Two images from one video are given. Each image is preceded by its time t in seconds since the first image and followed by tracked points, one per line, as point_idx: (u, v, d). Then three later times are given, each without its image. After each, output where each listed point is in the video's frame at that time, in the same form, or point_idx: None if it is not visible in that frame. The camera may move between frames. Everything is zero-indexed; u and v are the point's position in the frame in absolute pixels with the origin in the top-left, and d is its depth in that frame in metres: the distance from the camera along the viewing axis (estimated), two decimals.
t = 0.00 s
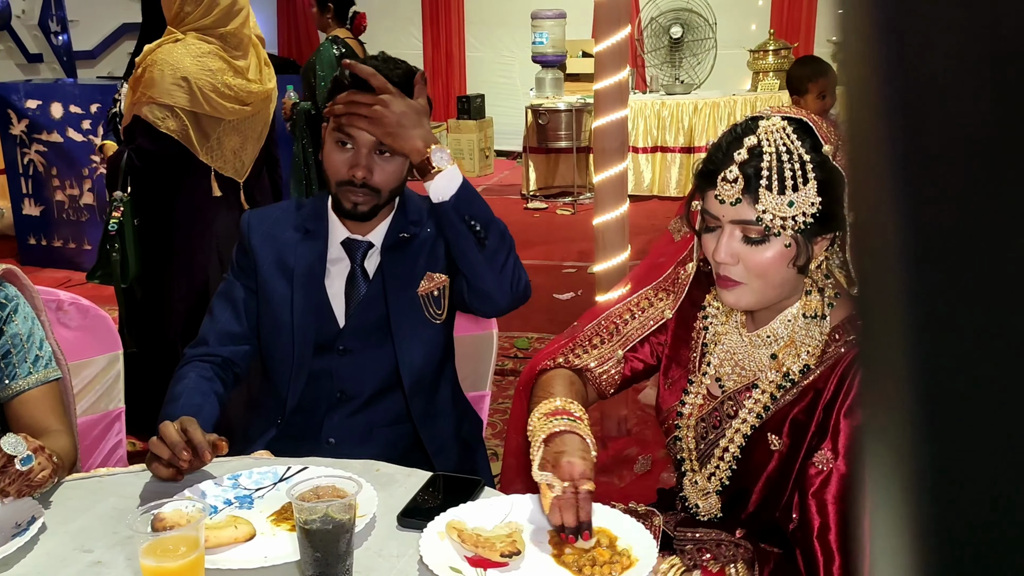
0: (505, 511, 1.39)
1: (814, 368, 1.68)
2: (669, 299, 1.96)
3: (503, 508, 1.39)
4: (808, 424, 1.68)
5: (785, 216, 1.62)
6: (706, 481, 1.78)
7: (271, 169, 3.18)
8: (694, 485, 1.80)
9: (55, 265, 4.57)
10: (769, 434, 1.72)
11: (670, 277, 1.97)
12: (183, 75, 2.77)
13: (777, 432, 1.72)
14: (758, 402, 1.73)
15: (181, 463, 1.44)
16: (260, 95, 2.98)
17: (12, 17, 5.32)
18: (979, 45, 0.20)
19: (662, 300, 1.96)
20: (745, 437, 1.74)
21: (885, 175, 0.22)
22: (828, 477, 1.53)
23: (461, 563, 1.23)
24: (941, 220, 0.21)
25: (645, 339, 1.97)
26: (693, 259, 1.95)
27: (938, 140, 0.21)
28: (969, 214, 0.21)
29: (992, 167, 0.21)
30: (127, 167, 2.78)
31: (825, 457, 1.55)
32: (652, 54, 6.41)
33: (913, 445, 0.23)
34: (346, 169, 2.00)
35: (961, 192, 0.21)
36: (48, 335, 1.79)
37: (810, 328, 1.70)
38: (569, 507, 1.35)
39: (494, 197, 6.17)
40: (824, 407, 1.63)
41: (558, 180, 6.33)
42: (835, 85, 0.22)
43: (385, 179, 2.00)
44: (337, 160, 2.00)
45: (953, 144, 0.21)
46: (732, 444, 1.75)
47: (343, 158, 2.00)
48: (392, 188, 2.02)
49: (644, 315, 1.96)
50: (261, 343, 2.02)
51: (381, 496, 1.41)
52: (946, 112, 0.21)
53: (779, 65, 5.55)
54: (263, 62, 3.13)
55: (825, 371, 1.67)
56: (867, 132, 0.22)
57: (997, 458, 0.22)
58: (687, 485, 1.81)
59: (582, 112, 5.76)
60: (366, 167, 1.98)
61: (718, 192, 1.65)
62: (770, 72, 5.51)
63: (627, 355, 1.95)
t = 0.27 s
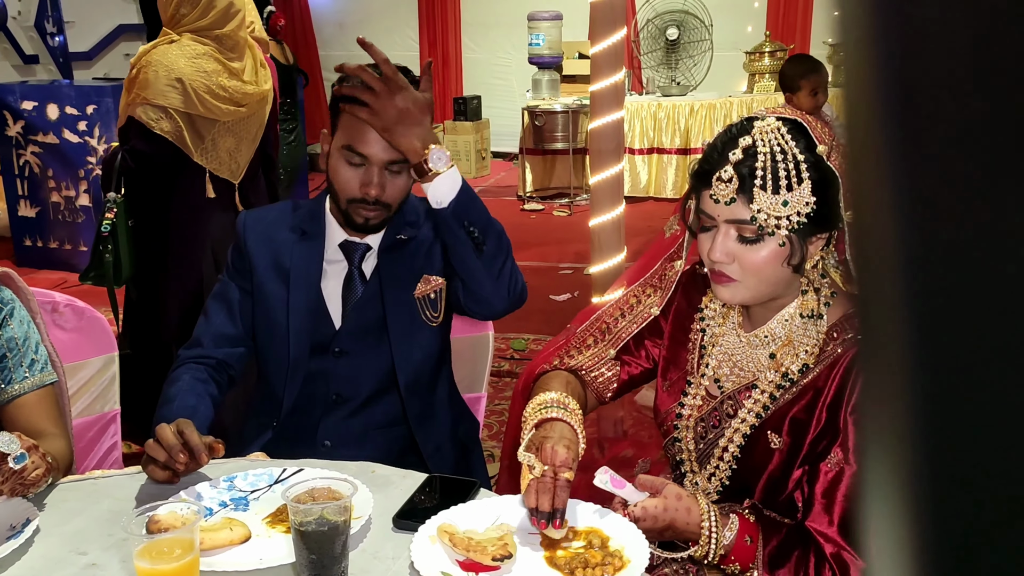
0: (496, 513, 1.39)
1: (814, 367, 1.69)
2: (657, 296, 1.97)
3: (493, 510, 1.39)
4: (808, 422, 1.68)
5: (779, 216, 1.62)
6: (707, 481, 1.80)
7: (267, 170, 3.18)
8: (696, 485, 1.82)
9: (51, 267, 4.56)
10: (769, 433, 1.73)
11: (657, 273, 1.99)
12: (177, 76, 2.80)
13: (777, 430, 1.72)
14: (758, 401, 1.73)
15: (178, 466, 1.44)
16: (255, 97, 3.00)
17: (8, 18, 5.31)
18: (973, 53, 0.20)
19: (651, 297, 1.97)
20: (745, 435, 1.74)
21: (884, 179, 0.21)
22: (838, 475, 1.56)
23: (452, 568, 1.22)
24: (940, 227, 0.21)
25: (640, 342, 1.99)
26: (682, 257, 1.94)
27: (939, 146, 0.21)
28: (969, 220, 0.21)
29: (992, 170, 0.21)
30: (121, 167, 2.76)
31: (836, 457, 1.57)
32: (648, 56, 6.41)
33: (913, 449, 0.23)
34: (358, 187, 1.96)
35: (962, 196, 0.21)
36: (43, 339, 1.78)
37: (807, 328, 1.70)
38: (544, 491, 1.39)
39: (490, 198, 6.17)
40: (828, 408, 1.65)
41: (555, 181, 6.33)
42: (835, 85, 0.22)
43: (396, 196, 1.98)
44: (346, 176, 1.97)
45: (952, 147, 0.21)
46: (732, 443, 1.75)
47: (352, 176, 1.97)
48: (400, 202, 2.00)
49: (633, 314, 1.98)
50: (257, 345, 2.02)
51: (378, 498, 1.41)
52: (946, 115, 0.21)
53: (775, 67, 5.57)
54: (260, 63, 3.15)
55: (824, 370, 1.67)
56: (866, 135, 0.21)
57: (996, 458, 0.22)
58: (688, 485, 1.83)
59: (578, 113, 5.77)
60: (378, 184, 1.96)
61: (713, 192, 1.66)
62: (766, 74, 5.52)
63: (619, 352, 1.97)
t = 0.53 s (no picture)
0: (478, 520, 1.35)
1: (812, 368, 1.69)
2: (649, 296, 1.96)
3: (475, 517, 1.36)
4: (803, 424, 1.68)
5: (778, 216, 1.62)
6: (702, 484, 1.80)
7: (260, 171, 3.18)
8: (691, 487, 1.82)
9: (44, 268, 4.54)
10: (766, 435, 1.72)
11: (651, 272, 1.99)
12: (168, 76, 2.82)
13: (774, 433, 1.71)
14: (754, 404, 1.73)
15: (173, 467, 1.43)
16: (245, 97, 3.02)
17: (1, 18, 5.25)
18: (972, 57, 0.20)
19: (643, 297, 1.96)
20: (741, 439, 1.74)
21: (884, 183, 0.21)
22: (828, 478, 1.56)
23: None
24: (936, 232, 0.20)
25: (635, 342, 1.98)
26: (677, 258, 1.94)
27: (938, 154, 0.20)
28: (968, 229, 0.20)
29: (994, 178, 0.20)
30: (110, 169, 2.73)
31: (828, 458, 1.56)
32: (644, 56, 6.42)
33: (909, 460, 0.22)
34: (376, 180, 2.00)
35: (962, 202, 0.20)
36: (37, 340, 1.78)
37: (803, 330, 1.70)
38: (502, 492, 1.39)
39: (485, 199, 6.17)
40: (824, 409, 1.65)
41: (550, 182, 6.33)
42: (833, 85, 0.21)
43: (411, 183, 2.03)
44: (361, 171, 2.00)
45: (953, 154, 0.20)
46: (728, 446, 1.75)
47: (367, 169, 2.00)
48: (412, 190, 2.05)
49: (625, 314, 1.97)
50: (252, 347, 2.00)
51: (372, 500, 1.41)
52: (943, 117, 0.20)
53: (770, 68, 5.58)
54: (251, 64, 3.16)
55: (821, 372, 1.67)
56: (862, 135, 0.20)
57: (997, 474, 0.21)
58: (684, 487, 1.82)
59: (574, 114, 5.77)
60: (395, 172, 2.01)
61: (711, 191, 1.66)
62: (761, 74, 5.53)
63: (612, 351, 1.96)
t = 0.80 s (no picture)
0: (470, 521, 1.35)
1: (801, 368, 1.70)
2: (650, 302, 1.95)
3: (467, 518, 1.35)
4: (794, 423, 1.70)
5: (764, 214, 1.62)
6: (694, 485, 1.79)
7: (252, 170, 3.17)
8: (682, 488, 1.81)
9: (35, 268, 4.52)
10: (756, 435, 1.73)
11: (651, 278, 1.97)
12: (135, 84, 2.77)
13: (765, 432, 1.73)
14: (744, 404, 1.73)
15: (162, 467, 1.42)
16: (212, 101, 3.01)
17: None
18: (977, 45, 0.18)
19: (643, 303, 1.95)
20: (732, 438, 1.75)
21: (883, 177, 0.19)
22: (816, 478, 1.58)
23: None
24: (936, 231, 0.19)
25: (629, 344, 1.98)
26: (675, 262, 1.92)
27: (938, 151, 0.19)
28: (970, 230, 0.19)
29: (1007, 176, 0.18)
30: (78, 181, 2.67)
31: (818, 457, 1.57)
32: (636, 56, 6.44)
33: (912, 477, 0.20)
34: (373, 183, 1.97)
35: (964, 200, 0.19)
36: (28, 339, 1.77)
37: (792, 329, 1.71)
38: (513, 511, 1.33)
39: (478, 199, 6.17)
40: (812, 409, 1.67)
41: (542, 182, 6.34)
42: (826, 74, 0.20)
43: (409, 187, 2.00)
44: (358, 175, 1.97)
45: (957, 145, 0.19)
46: (719, 446, 1.75)
47: (365, 172, 1.97)
48: (412, 195, 2.02)
49: (625, 320, 1.96)
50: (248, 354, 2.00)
51: (363, 501, 1.40)
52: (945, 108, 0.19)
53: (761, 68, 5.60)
54: (214, 67, 3.15)
55: (810, 371, 1.68)
56: (864, 153, 0.19)
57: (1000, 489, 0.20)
58: (675, 488, 1.82)
59: (566, 114, 5.78)
60: (393, 176, 1.98)
61: (698, 190, 1.66)
62: (752, 75, 5.55)
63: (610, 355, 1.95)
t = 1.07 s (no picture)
0: (455, 523, 1.34)
1: (786, 370, 1.71)
2: (636, 301, 1.95)
3: (453, 520, 1.34)
4: (779, 425, 1.70)
5: (751, 219, 1.62)
6: (679, 485, 1.79)
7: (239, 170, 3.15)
8: (667, 488, 1.81)
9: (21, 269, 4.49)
10: (742, 436, 1.73)
11: (637, 276, 1.97)
12: (73, 84, 2.66)
13: (750, 434, 1.73)
14: (730, 405, 1.74)
15: (144, 469, 1.41)
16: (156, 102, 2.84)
17: None
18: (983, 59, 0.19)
19: (629, 301, 1.95)
20: (717, 440, 1.75)
21: (891, 180, 0.20)
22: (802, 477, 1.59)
23: None
24: (945, 228, 0.20)
25: (614, 343, 1.96)
26: (661, 262, 1.93)
27: (947, 153, 0.20)
28: (975, 225, 0.20)
29: (1005, 177, 0.20)
30: (14, 178, 2.64)
31: (802, 459, 1.59)
32: (626, 56, 6.44)
33: (925, 458, 0.22)
34: (356, 189, 1.95)
35: (975, 202, 0.20)
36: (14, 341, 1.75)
37: (779, 331, 1.72)
38: (555, 509, 1.32)
39: (467, 199, 6.16)
40: (797, 410, 1.67)
41: (532, 182, 6.33)
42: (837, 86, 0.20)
43: (394, 192, 1.98)
44: (342, 181, 1.96)
45: (964, 148, 0.20)
46: (704, 448, 1.75)
47: (348, 177, 1.96)
48: (398, 199, 2.01)
49: (612, 318, 1.95)
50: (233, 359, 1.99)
51: (348, 503, 1.39)
52: (954, 116, 0.20)
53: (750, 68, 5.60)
54: (157, 69, 2.98)
55: (796, 373, 1.69)
56: (875, 133, 0.20)
57: (999, 476, 0.21)
58: (661, 488, 1.81)
59: (556, 113, 5.77)
60: (377, 181, 1.96)
61: (686, 194, 1.65)
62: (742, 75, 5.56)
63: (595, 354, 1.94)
